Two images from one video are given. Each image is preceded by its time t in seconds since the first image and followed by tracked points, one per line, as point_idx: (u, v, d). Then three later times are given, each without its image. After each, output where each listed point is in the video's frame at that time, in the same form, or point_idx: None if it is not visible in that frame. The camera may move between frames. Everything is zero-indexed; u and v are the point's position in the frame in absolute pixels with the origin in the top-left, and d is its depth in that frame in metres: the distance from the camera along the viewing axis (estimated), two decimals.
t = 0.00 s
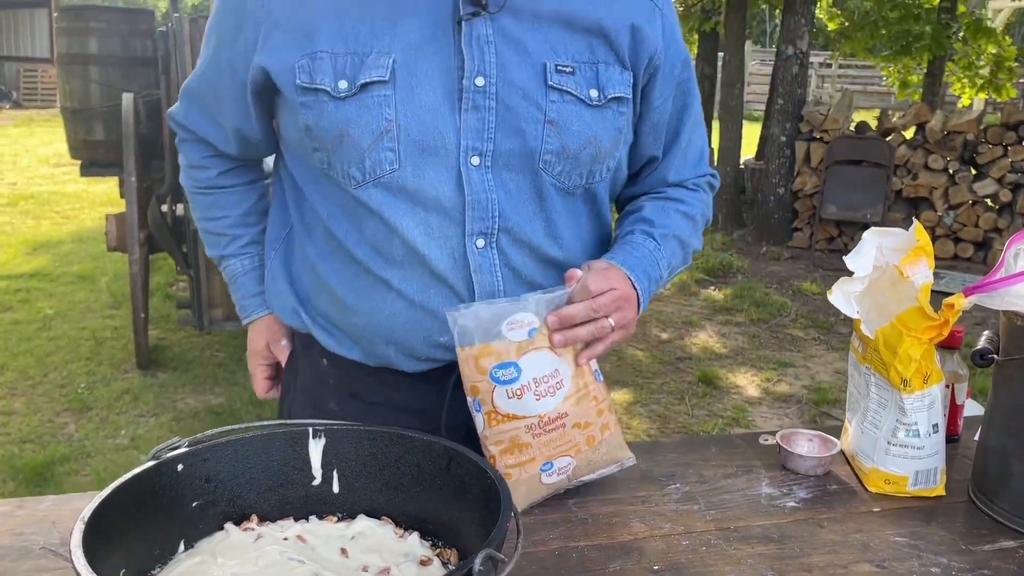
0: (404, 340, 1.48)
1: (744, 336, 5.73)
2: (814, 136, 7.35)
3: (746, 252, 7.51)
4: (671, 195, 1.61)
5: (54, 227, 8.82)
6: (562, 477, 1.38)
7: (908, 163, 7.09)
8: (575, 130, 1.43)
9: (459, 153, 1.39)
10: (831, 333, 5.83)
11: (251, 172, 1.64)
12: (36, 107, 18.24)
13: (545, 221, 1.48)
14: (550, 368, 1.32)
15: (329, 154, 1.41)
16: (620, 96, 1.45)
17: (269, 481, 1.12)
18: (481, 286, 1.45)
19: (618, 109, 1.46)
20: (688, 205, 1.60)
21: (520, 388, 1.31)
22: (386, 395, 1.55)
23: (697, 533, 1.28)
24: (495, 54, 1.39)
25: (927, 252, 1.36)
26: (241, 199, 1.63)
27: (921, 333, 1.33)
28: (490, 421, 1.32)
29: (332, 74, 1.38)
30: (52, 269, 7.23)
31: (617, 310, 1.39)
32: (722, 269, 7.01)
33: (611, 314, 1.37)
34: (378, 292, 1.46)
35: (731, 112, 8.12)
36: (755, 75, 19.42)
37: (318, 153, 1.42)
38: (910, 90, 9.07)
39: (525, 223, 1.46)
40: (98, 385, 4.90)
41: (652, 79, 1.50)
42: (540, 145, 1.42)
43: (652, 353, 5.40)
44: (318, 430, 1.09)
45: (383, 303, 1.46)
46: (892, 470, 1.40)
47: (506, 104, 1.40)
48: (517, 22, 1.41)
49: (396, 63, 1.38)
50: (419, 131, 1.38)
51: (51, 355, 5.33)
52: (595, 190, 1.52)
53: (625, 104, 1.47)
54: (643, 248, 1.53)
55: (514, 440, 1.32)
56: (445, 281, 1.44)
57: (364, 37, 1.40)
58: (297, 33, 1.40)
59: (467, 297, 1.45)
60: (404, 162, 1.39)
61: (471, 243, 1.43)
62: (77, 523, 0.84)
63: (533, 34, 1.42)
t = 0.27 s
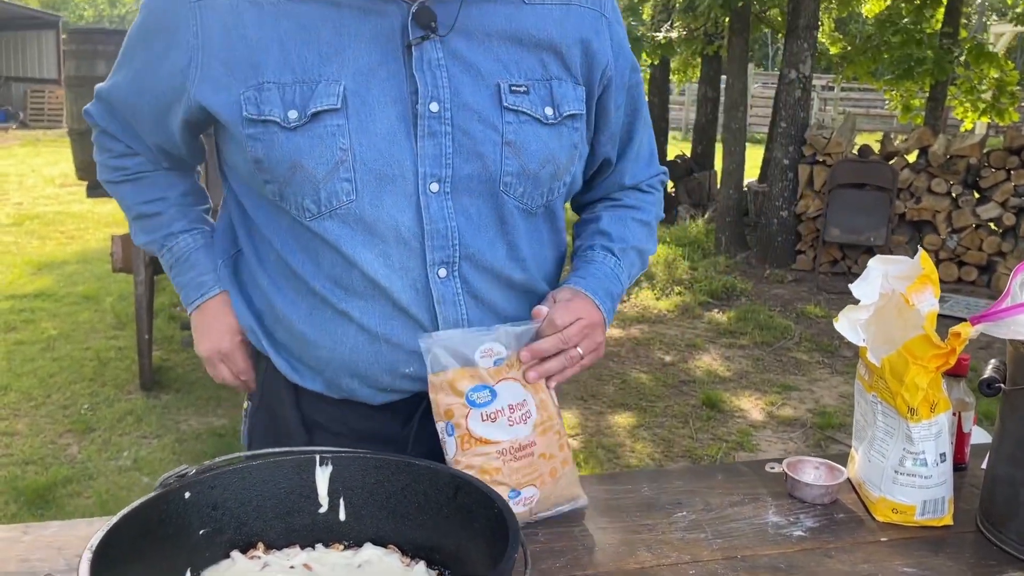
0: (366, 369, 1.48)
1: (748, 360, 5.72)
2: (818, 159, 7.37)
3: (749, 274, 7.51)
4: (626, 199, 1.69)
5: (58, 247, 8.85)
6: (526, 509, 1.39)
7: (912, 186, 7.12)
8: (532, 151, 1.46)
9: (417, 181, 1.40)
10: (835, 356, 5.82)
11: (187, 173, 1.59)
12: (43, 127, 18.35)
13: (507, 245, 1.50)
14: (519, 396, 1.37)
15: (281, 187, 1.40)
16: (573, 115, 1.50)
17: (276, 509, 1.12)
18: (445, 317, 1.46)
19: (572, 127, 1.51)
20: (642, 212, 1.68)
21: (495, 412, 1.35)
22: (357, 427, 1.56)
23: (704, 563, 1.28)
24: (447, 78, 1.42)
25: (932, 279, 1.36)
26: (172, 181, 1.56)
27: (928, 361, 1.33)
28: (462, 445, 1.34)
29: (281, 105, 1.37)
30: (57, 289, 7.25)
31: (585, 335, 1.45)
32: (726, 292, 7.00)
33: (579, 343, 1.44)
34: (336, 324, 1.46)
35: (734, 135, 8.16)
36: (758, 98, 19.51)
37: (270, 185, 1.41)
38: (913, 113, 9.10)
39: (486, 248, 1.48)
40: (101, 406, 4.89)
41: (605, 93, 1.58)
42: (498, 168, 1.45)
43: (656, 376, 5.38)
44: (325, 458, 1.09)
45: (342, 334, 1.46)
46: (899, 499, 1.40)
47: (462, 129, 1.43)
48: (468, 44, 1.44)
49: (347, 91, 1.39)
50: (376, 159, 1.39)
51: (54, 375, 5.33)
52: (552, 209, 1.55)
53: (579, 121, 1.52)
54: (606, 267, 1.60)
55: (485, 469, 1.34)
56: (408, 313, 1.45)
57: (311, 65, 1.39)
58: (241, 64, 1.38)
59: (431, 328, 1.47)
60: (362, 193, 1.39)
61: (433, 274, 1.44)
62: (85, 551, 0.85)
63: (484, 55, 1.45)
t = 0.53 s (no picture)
0: (371, 397, 1.46)
1: (757, 382, 5.70)
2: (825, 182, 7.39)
3: (757, 296, 7.50)
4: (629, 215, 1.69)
5: (68, 268, 8.89)
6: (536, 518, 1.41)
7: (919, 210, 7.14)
8: (535, 171, 1.47)
9: (421, 205, 1.41)
10: (844, 379, 5.79)
11: (193, 232, 1.63)
12: (53, 148, 18.47)
13: (514, 267, 1.50)
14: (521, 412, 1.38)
15: (286, 214, 1.40)
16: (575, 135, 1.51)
17: (295, 536, 1.12)
18: (450, 342, 1.45)
19: (575, 146, 1.51)
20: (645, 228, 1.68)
21: (506, 429, 1.35)
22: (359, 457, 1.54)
23: None
24: (448, 101, 1.43)
25: (951, 307, 1.35)
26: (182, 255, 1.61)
27: (948, 388, 1.33)
28: (481, 465, 1.34)
29: (286, 132, 1.37)
30: (66, 310, 7.27)
31: (571, 367, 1.45)
32: (734, 314, 6.99)
33: (564, 372, 1.43)
34: (340, 354, 1.45)
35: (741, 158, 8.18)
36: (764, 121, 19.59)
37: (275, 214, 1.41)
38: (920, 136, 9.10)
39: (492, 272, 1.47)
40: (110, 428, 4.89)
41: (607, 113, 1.59)
42: (502, 189, 1.45)
43: (665, 399, 5.36)
44: (344, 484, 1.09)
45: (345, 366, 1.45)
46: (920, 527, 1.39)
47: (464, 152, 1.44)
48: (470, 67, 1.46)
49: (351, 116, 1.40)
50: (379, 184, 1.39)
51: (63, 396, 5.33)
52: (553, 229, 1.56)
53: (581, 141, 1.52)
54: (607, 288, 1.60)
55: (502, 485, 1.35)
56: (414, 339, 1.44)
57: (314, 92, 1.40)
58: (245, 92, 1.39)
59: (437, 354, 1.45)
60: (367, 218, 1.39)
61: (439, 298, 1.43)
62: None
63: (485, 76, 1.47)
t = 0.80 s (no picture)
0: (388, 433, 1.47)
1: (767, 406, 5.68)
2: (834, 206, 7.40)
3: (766, 319, 7.48)
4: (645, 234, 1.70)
5: (79, 290, 8.94)
6: (547, 549, 1.40)
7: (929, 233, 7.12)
8: (548, 203, 1.48)
9: (436, 240, 1.42)
10: (854, 403, 5.76)
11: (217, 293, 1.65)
12: (66, 170, 18.64)
13: (529, 298, 1.51)
14: (537, 439, 1.38)
15: (305, 254, 1.41)
16: (587, 167, 1.52)
17: (308, 565, 1.12)
18: (465, 374, 1.46)
19: (586, 177, 1.53)
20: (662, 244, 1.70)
21: (520, 456, 1.35)
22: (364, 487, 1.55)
23: None
24: (461, 137, 1.45)
25: (962, 334, 1.38)
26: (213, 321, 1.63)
27: (961, 418, 1.33)
28: (495, 491, 1.34)
29: (304, 170, 1.38)
30: (77, 332, 7.31)
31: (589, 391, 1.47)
32: (744, 337, 6.97)
33: (583, 393, 1.46)
34: (356, 394, 1.46)
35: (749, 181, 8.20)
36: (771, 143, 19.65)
37: (293, 252, 1.42)
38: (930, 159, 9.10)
39: (506, 303, 1.49)
40: (120, 450, 4.90)
41: (619, 142, 1.61)
42: (516, 222, 1.47)
43: (674, 423, 5.34)
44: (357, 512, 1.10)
45: (361, 403, 1.46)
46: (934, 558, 1.38)
47: (478, 186, 1.45)
48: (482, 101, 1.48)
49: (367, 153, 1.41)
50: (396, 221, 1.41)
51: (74, 419, 5.34)
52: (566, 258, 1.57)
53: (593, 171, 1.54)
54: (632, 305, 1.62)
55: (514, 513, 1.34)
56: (431, 374, 1.45)
57: (331, 129, 1.42)
58: (263, 131, 1.40)
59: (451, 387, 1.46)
60: (384, 256, 1.40)
61: (453, 332, 1.44)
62: None
63: (498, 109, 1.48)
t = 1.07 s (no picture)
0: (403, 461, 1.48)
1: (778, 429, 5.65)
2: (844, 228, 7.40)
3: (776, 341, 7.46)
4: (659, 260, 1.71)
5: (91, 312, 8.99)
6: None
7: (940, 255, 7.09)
8: (564, 230, 1.50)
9: (453, 267, 1.43)
10: (866, 427, 5.73)
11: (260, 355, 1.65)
12: (79, 193, 18.79)
13: (545, 325, 1.52)
14: (549, 465, 1.38)
15: (322, 281, 1.41)
16: (602, 194, 1.54)
17: None
18: (480, 401, 1.46)
19: (602, 205, 1.55)
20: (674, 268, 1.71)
21: (534, 483, 1.35)
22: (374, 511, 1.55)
23: None
24: (478, 166, 1.47)
25: (977, 362, 1.40)
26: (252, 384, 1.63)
27: (976, 445, 1.33)
28: (507, 518, 1.34)
29: (325, 199, 1.40)
30: (89, 354, 7.34)
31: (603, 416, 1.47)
32: (754, 360, 6.95)
33: (597, 420, 1.46)
34: (373, 425, 1.46)
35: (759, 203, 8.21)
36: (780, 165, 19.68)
37: (309, 280, 1.42)
38: (940, 181, 9.09)
39: (521, 331, 1.49)
40: (130, 473, 4.90)
41: (634, 169, 1.63)
42: (532, 249, 1.48)
43: (685, 447, 5.31)
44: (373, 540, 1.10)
45: (377, 432, 1.46)
46: None
47: (495, 214, 1.47)
48: (499, 130, 1.50)
49: (387, 181, 1.43)
50: (414, 249, 1.42)
51: (85, 441, 5.36)
52: (580, 285, 1.58)
53: (607, 199, 1.56)
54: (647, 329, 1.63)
55: (527, 539, 1.34)
56: (445, 400, 1.45)
57: (351, 159, 1.43)
58: (286, 160, 1.42)
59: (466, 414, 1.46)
60: (403, 283, 1.41)
61: (468, 359, 1.45)
62: None
63: (514, 138, 1.51)
